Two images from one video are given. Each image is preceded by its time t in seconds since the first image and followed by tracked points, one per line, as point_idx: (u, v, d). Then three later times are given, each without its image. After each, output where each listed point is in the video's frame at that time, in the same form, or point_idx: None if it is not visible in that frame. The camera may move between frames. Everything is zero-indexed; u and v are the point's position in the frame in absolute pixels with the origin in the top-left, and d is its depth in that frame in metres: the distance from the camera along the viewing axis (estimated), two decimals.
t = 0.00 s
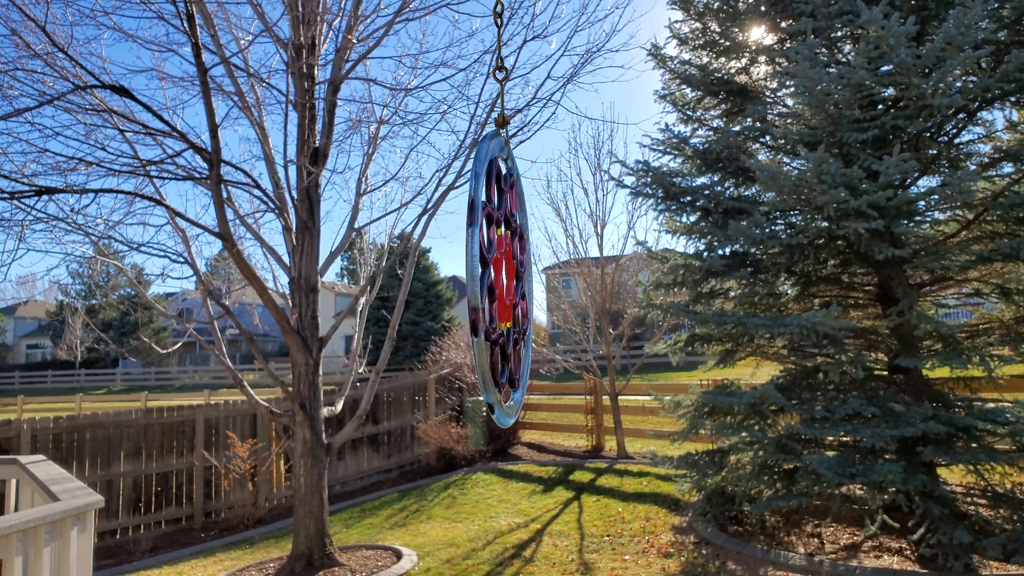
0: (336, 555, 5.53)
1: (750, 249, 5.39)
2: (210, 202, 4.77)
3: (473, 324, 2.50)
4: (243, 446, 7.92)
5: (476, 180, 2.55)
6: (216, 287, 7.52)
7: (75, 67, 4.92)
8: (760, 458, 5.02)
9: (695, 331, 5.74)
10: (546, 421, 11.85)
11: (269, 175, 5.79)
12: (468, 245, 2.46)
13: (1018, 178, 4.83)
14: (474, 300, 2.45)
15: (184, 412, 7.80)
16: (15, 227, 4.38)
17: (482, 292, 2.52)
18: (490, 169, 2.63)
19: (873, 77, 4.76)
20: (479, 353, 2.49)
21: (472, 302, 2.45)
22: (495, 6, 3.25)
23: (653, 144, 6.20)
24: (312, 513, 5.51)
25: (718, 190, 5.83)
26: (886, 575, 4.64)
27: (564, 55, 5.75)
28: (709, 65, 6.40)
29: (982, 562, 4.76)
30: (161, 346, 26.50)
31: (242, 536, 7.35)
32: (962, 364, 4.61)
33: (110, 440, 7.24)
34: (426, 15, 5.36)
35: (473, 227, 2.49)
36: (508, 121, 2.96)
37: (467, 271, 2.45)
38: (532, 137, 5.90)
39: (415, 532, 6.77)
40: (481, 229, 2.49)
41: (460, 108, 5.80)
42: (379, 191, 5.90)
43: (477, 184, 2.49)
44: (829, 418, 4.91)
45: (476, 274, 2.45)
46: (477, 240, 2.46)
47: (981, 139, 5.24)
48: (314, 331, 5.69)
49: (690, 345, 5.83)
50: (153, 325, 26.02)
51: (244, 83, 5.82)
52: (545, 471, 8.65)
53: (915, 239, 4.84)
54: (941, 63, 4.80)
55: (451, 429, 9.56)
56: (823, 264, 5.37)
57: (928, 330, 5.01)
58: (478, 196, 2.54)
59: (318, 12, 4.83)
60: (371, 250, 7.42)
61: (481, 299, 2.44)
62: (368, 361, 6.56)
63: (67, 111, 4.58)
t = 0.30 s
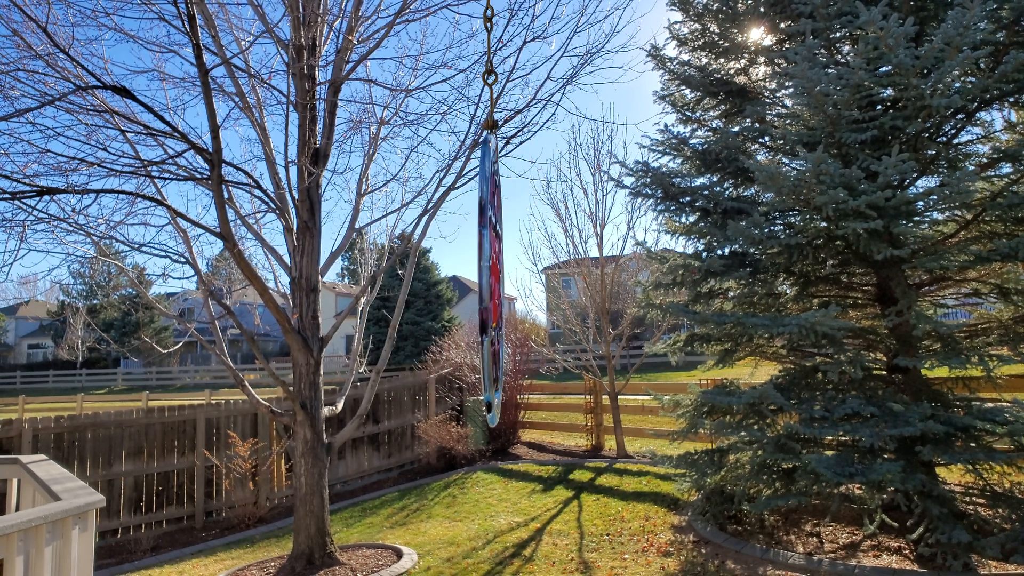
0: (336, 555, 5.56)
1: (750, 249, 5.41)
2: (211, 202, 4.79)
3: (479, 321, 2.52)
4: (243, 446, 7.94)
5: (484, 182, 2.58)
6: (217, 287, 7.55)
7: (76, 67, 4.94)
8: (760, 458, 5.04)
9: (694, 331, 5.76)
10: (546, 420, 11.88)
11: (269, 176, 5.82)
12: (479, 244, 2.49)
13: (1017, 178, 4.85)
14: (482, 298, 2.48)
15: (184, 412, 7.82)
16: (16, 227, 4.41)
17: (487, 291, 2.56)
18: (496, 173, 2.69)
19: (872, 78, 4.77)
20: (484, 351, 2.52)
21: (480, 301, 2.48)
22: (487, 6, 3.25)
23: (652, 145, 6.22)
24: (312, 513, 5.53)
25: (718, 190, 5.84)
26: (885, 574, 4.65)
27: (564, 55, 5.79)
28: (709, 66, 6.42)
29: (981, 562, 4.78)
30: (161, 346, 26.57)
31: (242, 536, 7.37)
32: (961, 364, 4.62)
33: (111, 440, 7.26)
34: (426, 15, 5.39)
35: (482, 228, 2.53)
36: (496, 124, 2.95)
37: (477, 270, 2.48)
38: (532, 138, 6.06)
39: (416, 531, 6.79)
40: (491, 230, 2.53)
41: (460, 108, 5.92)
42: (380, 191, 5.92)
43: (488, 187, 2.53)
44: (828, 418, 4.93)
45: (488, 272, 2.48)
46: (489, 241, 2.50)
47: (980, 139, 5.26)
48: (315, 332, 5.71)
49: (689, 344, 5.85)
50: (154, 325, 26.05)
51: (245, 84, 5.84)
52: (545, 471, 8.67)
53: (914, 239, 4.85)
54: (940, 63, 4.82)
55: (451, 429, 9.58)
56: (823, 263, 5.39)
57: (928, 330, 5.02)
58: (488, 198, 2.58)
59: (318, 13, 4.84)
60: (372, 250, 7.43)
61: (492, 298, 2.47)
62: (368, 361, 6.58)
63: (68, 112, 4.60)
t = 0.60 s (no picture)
0: (336, 555, 5.56)
1: (750, 249, 5.41)
2: (211, 202, 4.79)
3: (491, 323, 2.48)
4: (243, 446, 7.94)
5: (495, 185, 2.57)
6: (217, 287, 7.55)
7: (76, 67, 4.94)
8: (760, 458, 5.04)
9: (694, 331, 5.76)
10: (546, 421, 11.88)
11: (269, 176, 5.81)
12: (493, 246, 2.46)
13: (1017, 178, 4.85)
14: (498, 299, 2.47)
15: (184, 412, 7.82)
16: (16, 227, 4.40)
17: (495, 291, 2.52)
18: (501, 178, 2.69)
19: (873, 78, 4.77)
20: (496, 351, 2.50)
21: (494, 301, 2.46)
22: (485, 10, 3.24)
23: (652, 145, 6.22)
24: (313, 512, 5.53)
25: (718, 190, 5.84)
26: (885, 574, 4.66)
27: (563, 55, 5.85)
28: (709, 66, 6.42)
29: (981, 562, 4.78)
30: (161, 346, 26.60)
31: (242, 536, 7.37)
32: (961, 364, 4.62)
33: (110, 440, 7.26)
34: (426, 15, 5.39)
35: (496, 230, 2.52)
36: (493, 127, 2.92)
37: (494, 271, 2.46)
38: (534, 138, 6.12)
39: (415, 531, 6.79)
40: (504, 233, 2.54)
41: (460, 109, 5.97)
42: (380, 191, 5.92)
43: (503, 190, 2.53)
44: (829, 418, 4.93)
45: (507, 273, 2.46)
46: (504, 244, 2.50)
47: (980, 140, 5.25)
48: (315, 331, 5.71)
49: (689, 344, 5.84)
50: (153, 325, 26.06)
51: (245, 84, 5.84)
52: (545, 471, 8.66)
53: (915, 239, 4.85)
54: (940, 63, 4.82)
55: (451, 429, 9.58)
56: (823, 264, 5.39)
57: (928, 330, 5.02)
58: (498, 202, 2.58)
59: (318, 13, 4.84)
60: (371, 250, 7.43)
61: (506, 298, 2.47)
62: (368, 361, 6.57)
63: (68, 112, 4.60)
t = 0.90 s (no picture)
0: (336, 555, 5.55)
1: (750, 249, 5.40)
2: (211, 202, 4.78)
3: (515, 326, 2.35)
4: (243, 446, 7.93)
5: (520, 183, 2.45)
6: (217, 287, 7.54)
7: (76, 67, 4.93)
8: (760, 458, 5.03)
9: (695, 331, 5.76)
10: (546, 421, 11.88)
11: (269, 176, 5.80)
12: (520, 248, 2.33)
13: (1017, 178, 4.84)
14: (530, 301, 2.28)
15: (184, 412, 7.81)
16: (16, 227, 4.39)
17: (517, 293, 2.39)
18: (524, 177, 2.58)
19: (873, 78, 4.77)
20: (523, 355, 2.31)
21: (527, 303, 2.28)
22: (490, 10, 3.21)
23: (653, 145, 6.21)
24: (313, 512, 5.53)
25: (718, 190, 5.84)
26: (885, 574, 4.65)
27: (564, 55, 5.84)
28: (709, 66, 6.42)
29: (982, 562, 4.77)
30: (161, 346, 26.63)
31: (242, 536, 7.36)
32: (962, 364, 4.62)
33: (110, 440, 7.26)
34: (426, 15, 5.37)
35: (528, 231, 2.33)
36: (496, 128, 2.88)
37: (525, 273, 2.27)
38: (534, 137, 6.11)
39: (415, 531, 6.78)
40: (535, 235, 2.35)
41: (460, 108, 5.90)
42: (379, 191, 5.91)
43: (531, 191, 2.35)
44: (829, 418, 4.93)
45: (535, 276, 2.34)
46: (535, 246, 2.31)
47: (980, 139, 5.25)
48: (314, 332, 5.69)
49: (689, 345, 5.84)
50: (153, 325, 26.07)
51: (245, 83, 5.83)
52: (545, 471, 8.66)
53: (915, 239, 4.84)
54: (940, 63, 4.82)
55: (451, 429, 9.57)
56: (823, 264, 5.39)
57: (928, 330, 5.02)
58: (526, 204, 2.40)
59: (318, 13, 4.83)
60: (371, 250, 7.42)
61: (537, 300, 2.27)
62: (368, 361, 6.56)
63: (68, 112, 4.59)
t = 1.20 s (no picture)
0: (336, 555, 5.54)
1: (750, 249, 5.39)
2: (210, 202, 4.76)
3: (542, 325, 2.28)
4: (243, 446, 7.92)
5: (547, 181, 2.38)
6: (217, 287, 7.52)
7: (76, 67, 4.91)
8: (760, 458, 5.02)
9: (695, 331, 5.74)
10: (546, 421, 11.86)
11: (269, 175, 5.78)
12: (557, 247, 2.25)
13: (1018, 178, 4.83)
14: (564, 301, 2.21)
15: (184, 412, 7.79)
16: (15, 227, 4.38)
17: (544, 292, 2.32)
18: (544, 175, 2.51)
19: (873, 77, 4.75)
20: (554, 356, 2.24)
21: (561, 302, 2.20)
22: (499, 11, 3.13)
23: (653, 144, 6.20)
24: (312, 513, 5.51)
25: (718, 190, 5.83)
26: (886, 574, 4.64)
27: (564, 55, 5.74)
28: (709, 65, 6.40)
29: (982, 562, 4.76)
30: (161, 346, 26.63)
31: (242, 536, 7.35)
32: (962, 364, 4.61)
33: (110, 440, 7.24)
34: (426, 15, 5.33)
35: (565, 230, 2.24)
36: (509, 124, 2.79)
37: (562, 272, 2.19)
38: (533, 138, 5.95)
39: (415, 532, 6.77)
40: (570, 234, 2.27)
41: (460, 108, 5.68)
42: (379, 191, 5.89)
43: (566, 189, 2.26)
44: (829, 418, 4.92)
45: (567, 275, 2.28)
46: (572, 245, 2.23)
47: (981, 139, 5.23)
48: (314, 332, 5.67)
49: (690, 345, 5.82)
50: (153, 325, 26.05)
51: (245, 83, 5.80)
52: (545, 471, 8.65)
53: (915, 239, 4.83)
54: (940, 63, 4.80)
55: (451, 429, 9.55)
56: (823, 264, 5.38)
57: (928, 330, 5.01)
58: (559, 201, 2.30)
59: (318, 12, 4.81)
60: (371, 250, 7.40)
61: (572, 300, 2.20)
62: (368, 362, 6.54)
63: (67, 111, 4.57)
